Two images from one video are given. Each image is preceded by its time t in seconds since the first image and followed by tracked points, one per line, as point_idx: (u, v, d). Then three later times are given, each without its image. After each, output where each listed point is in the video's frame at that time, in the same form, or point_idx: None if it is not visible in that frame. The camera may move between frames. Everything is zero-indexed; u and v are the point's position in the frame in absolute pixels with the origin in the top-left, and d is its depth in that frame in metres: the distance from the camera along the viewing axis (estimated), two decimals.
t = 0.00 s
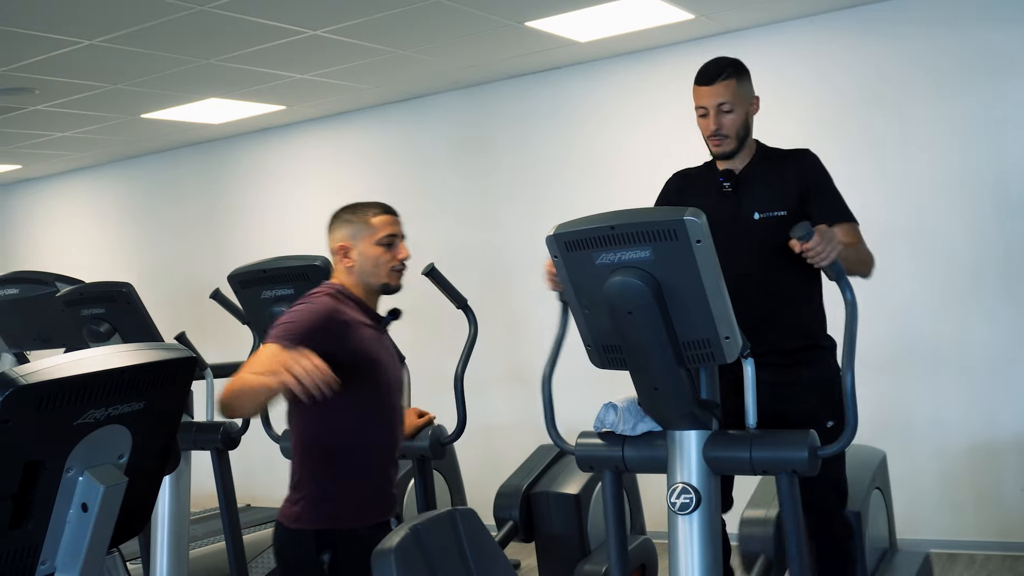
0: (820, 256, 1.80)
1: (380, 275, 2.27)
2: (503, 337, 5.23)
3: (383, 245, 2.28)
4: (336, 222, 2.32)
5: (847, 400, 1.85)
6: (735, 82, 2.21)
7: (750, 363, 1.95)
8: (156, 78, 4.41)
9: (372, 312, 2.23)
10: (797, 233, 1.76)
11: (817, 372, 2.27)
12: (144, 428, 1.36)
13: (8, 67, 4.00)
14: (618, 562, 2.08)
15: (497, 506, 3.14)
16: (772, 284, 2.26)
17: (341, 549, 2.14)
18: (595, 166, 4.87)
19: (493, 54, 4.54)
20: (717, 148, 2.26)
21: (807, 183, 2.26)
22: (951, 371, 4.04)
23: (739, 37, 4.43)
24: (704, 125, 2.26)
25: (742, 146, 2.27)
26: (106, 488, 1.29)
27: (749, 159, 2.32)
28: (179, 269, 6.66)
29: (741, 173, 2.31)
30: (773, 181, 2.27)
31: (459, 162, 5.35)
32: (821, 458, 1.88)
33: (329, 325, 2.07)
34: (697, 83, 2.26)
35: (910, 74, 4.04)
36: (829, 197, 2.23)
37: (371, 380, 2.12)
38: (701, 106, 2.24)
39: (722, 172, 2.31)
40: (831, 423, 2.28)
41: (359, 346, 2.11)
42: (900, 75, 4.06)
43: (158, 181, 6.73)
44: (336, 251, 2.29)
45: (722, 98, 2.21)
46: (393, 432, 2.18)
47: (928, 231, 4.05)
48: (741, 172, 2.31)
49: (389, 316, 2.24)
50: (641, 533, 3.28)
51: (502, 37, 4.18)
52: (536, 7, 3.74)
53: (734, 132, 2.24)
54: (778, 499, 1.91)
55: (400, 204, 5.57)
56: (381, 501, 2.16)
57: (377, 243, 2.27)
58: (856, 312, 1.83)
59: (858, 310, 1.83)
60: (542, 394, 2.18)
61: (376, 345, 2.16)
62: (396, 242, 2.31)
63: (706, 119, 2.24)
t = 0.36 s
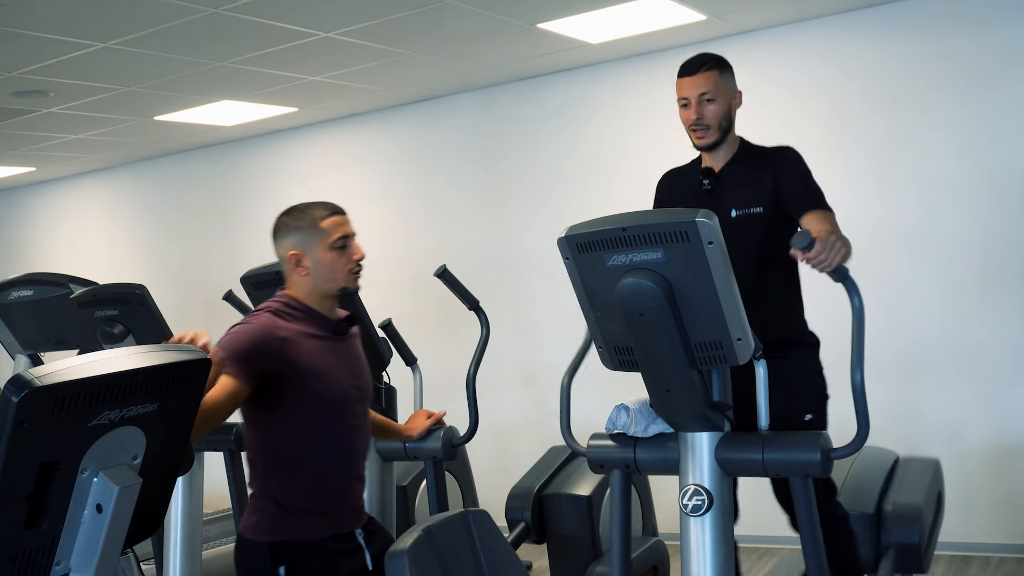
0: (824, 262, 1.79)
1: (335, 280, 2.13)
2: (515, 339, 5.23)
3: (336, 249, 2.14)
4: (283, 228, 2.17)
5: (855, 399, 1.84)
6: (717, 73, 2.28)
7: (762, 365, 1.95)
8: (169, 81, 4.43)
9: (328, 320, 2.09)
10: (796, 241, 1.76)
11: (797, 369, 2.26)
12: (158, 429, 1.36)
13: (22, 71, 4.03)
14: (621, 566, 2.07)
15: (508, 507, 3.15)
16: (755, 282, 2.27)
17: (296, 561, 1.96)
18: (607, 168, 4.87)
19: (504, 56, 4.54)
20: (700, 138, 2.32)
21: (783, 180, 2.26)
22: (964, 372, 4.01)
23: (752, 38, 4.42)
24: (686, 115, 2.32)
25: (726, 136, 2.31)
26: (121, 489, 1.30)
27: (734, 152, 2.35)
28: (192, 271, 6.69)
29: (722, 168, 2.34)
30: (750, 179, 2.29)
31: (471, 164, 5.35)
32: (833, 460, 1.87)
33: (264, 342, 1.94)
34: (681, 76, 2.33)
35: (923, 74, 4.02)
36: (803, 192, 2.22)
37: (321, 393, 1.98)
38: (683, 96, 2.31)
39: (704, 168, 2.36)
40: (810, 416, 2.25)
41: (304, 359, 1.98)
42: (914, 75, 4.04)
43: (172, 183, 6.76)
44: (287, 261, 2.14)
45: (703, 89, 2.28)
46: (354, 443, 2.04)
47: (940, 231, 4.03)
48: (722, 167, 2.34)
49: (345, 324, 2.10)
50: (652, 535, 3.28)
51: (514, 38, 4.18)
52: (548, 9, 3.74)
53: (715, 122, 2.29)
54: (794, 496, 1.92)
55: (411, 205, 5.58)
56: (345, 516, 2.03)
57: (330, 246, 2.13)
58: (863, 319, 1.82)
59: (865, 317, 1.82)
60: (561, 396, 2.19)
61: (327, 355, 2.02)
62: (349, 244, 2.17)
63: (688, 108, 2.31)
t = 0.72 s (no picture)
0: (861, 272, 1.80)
1: (298, 291, 2.09)
2: (520, 342, 5.23)
3: (297, 259, 2.10)
4: (241, 241, 2.13)
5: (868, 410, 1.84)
6: (734, 69, 2.27)
7: (767, 368, 1.95)
8: (174, 83, 4.45)
9: (291, 331, 2.06)
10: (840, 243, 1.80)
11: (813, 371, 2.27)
12: (164, 432, 1.37)
13: (28, 73, 4.04)
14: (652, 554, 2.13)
15: (512, 510, 3.16)
16: (773, 288, 2.26)
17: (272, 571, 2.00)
18: (612, 171, 4.87)
19: (509, 59, 4.55)
20: (715, 134, 2.30)
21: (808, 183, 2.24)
22: (968, 377, 4.01)
23: (757, 40, 4.42)
24: (702, 111, 2.31)
25: (741, 133, 2.29)
26: (127, 492, 1.30)
27: (752, 152, 2.31)
28: (198, 273, 6.70)
29: (742, 166, 2.30)
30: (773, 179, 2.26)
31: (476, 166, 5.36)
32: (838, 463, 1.87)
33: (225, 362, 1.96)
34: (698, 73, 2.33)
35: (928, 76, 4.01)
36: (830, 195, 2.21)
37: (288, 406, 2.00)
38: (699, 92, 2.30)
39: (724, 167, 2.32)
40: (814, 398, 2.25)
41: (267, 375, 1.99)
42: (919, 77, 4.03)
43: (178, 185, 6.78)
44: (247, 273, 2.11)
45: (719, 84, 2.27)
46: (327, 452, 2.07)
47: (945, 234, 4.02)
48: (742, 165, 2.30)
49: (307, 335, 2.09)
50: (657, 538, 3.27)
51: (519, 41, 4.19)
52: (553, 11, 3.74)
53: (731, 117, 2.27)
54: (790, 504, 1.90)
55: (417, 207, 5.59)
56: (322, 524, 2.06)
57: (289, 257, 2.09)
58: (887, 338, 1.83)
59: (889, 336, 1.83)
60: (546, 395, 2.17)
61: (292, 368, 2.03)
62: (311, 253, 2.13)
63: (704, 104, 2.29)
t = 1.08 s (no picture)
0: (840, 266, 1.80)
1: (287, 307, 2.08)
2: (521, 347, 5.23)
3: (285, 275, 2.08)
4: (227, 257, 2.11)
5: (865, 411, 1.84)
6: (747, 84, 2.33)
7: (769, 373, 1.94)
8: (175, 91, 4.45)
9: (281, 347, 2.06)
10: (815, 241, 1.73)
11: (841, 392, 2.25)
12: (165, 440, 1.36)
13: (30, 81, 4.05)
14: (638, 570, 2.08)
15: (514, 515, 3.12)
16: (790, 301, 2.27)
17: None
18: (613, 176, 4.87)
19: (510, 65, 4.56)
20: (729, 149, 2.33)
21: (824, 196, 2.27)
22: (970, 381, 4.01)
23: (757, 45, 4.43)
24: (717, 127, 2.36)
25: (755, 148, 2.32)
26: (128, 499, 1.30)
27: (766, 168, 2.35)
28: (199, 280, 6.71)
29: (757, 183, 2.33)
30: (788, 193, 2.29)
31: (477, 173, 5.36)
32: (840, 469, 1.87)
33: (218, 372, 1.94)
34: (713, 90, 2.39)
35: (929, 81, 4.02)
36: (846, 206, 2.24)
37: (279, 420, 2.00)
38: (715, 109, 2.36)
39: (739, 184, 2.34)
40: (853, 437, 2.27)
41: (259, 388, 1.99)
42: (919, 82, 4.04)
43: (179, 192, 6.79)
44: (235, 290, 2.09)
45: (733, 99, 2.32)
46: (319, 463, 2.08)
47: (947, 239, 4.02)
48: (757, 181, 2.33)
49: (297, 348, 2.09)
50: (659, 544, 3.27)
51: (519, 47, 4.19)
52: (553, 18, 3.75)
53: (744, 132, 2.31)
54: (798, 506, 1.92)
55: (418, 214, 5.59)
56: (314, 534, 2.07)
57: (277, 273, 2.08)
58: (875, 325, 1.82)
59: (877, 323, 1.82)
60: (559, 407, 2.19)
61: (282, 381, 2.04)
62: (299, 268, 2.12)
63: (719, 119, 2.35)
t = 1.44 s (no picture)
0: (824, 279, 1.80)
1: (299, 316, 2.08)
2: (515, 355, 5.23)
3: (302, 285, 2.08)
4: (247, 258, 2.09)
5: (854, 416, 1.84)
6: (712, 89, 2.31)
7: (761, 381, 1.95)
8: (170, 98, 4.46)
9: (290, 355, 2.07)
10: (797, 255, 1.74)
11: (805, 392, 2.25)
12: (159, 447, 1.37)
13: (24, 89, 4.05)
14: None
15: (509, 523, 3.14)
16: (754, 305, 2.27)
17: None
18: (607, 184, 4.89)
19: (504, 74, 4.57)
20: (694, 154, 2.34)
21: (783, 199, 2.28)
22: (963, 389, 4.02)
23: (750, 54, 4.45)
24: (682, 131, 2.36)
25: (719, 153, 2.33)
26: (121, 507, 1.30)
27: (729, 172, 2.35)
28: (193, 287, 6.70)
29: (719, 188, 2.35)
30: (748, 198, 2.30)
31: (471, 180, 5.37)
32: (833, 477, 1.87)
33: (227, 377, 1.95)
34: (678, 93, 2.38)
35: (921, 90, 4.04)
36: (803, 210, 2.25)
37: (287, 425, 2.01)
38: (679, 113, 2.35)
39: (702, 190, 2.35)
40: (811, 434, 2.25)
41: (269, 393, 2.00)
42: (911, 91, 4.06)
43: (172, 200, 6.78)
44: (250, 291, 2.09)
45: (697, 104, 2.31)
46: (321, 472, 2.07)
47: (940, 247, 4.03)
48: (719, 188, 2.35)
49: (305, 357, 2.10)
50: (652, 551, 3.27)
51: (513, 56, 4.21)
52: (547, 27, 3.76)
53: (708, 137, 2.31)
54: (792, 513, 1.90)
55: (413, 221, 5.60)
56: (314, 544, 2.06)
57: (294, 282, 2.07)
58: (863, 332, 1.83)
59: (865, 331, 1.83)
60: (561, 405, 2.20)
61: (292, 387, 2.05)
62: (317, 280, 2.11)
63: (683, 124, 2.34)
